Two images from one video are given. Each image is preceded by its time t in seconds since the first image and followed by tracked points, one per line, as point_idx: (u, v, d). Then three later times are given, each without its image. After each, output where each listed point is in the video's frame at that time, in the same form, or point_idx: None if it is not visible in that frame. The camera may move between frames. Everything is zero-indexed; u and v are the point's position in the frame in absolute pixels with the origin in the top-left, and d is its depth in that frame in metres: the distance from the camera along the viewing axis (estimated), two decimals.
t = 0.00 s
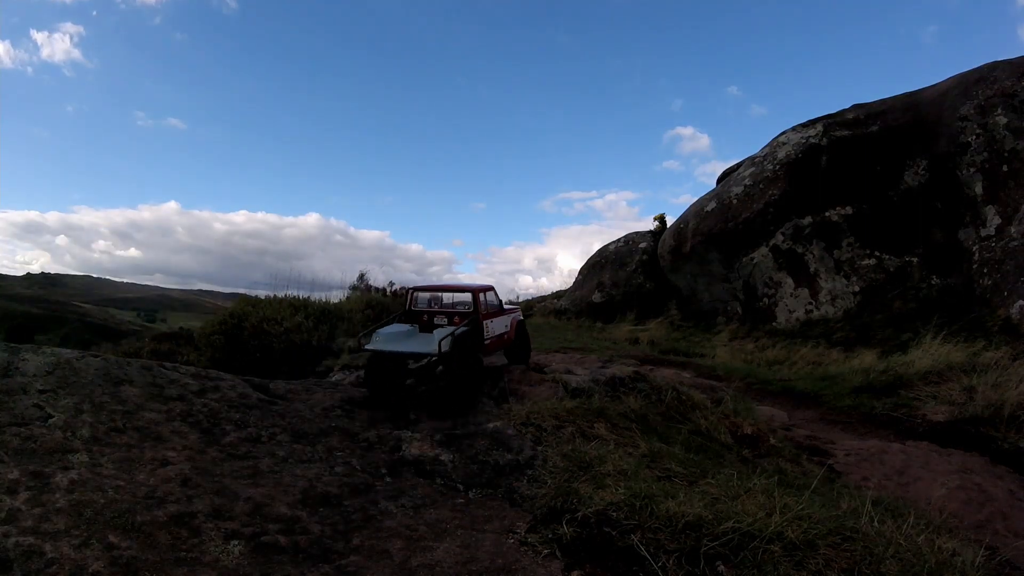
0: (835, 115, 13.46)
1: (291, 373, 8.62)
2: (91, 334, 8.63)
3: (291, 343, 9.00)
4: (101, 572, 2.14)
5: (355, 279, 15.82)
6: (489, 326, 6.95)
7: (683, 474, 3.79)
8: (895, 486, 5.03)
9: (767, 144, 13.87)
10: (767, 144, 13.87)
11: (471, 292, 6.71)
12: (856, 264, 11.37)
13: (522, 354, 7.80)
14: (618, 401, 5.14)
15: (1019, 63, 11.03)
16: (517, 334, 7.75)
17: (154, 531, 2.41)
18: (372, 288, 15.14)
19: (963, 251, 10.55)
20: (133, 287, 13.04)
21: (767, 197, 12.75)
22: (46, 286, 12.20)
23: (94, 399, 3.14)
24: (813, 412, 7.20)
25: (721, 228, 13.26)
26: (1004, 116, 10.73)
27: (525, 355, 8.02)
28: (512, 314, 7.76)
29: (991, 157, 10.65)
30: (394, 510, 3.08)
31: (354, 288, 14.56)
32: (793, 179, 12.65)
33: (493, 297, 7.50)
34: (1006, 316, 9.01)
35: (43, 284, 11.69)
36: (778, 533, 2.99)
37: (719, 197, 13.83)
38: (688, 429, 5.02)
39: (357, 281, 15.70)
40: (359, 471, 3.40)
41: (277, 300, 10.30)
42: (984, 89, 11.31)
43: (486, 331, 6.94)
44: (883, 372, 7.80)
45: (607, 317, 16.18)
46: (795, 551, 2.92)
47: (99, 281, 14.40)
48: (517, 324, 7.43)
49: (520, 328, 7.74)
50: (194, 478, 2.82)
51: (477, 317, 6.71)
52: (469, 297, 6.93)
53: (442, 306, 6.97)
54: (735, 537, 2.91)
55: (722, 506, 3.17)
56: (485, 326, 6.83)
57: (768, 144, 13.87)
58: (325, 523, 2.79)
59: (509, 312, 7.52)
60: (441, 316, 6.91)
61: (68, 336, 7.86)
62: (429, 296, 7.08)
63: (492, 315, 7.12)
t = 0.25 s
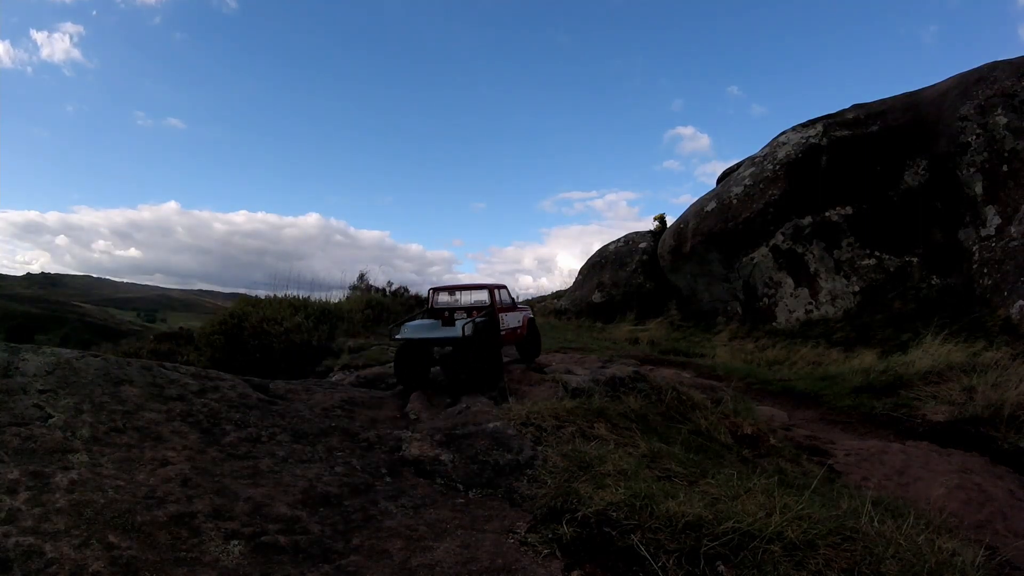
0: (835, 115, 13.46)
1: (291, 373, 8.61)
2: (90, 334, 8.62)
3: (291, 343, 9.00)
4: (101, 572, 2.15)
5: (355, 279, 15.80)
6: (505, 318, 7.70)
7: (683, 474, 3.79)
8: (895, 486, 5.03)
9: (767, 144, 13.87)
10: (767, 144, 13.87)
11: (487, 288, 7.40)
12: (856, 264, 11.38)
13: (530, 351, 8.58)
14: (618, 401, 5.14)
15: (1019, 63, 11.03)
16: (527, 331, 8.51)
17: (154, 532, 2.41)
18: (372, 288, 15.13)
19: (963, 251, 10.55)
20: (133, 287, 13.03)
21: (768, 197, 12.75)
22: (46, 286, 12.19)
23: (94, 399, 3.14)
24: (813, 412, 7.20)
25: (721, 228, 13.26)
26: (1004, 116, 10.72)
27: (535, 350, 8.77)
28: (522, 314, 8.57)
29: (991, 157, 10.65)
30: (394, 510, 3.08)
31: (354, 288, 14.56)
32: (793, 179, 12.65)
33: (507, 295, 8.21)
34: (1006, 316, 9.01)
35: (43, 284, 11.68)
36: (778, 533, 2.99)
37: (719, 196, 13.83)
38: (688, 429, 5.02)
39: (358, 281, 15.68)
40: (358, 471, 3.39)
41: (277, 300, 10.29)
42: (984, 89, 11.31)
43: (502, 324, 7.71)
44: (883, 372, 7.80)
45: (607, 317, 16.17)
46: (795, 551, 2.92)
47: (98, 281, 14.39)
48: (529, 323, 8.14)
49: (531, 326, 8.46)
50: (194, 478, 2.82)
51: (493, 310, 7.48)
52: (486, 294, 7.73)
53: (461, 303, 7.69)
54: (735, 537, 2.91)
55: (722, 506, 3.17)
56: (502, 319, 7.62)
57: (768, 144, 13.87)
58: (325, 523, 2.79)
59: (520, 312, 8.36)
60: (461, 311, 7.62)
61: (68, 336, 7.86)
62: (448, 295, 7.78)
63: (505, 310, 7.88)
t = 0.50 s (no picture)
0: (836, 115, 13.46)
1: (291, 373, 8.60)
2: (90, 334, 8.62)
3: (291, 343, 8.99)
4: (101, 572, 2.15)
5: (355, 279, 15.80)
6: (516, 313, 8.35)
7: (683, 474, 3.79)
8: (895, 486, 5.03)
9: (767, 144, 13.87)
10: (767, 144, 13.87)
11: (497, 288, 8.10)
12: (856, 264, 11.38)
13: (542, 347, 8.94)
14: (618, 401, 5.14)
15: (1019, 63, 11.03)
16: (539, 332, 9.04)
17: (154, 532, 2.41)
18: (372, 288, 15.13)
19: (963, 251, 10.55)
20: (133, 287, 13.03)
21: (768, 197, 12.75)
22: (46, 286, 12.19)
23: (94, 399, 3.14)
24: (813, 412, 7.20)
25: (721, 228, 13.26)
26: (1004, 116, 10.72)
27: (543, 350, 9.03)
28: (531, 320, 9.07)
29: (991, 157, 10.65)
30: (394, 510, 3.08)
31: (355, 288, 14.57)
32: (793, 179, 12.65)
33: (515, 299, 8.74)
34: (1006, 316, 9.01)
35: (43, 284, 11.68)
36: (778, 533, 2.99)
37: (719, 197, 13.83)
38: (688, 429, 5.02)
39: (358, 281, 15.69)
40: (358, 471, 3.39)
41: (277, 300, 10.29)
42: (984, 89, 11.31)
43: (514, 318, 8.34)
44: (883, 372, 7.80)
45: (608, 317, 16.17)
46: (795, 551, 2.93)
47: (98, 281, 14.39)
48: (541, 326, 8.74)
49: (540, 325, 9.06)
50: (194, 478, 2.82)
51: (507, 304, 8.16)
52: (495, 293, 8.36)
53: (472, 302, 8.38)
54: (735, 537, 2.91)
55: (722, 506, 3.17)
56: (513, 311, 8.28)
57: (768, 144, 13.87)
58: (325, 523, 2.79)
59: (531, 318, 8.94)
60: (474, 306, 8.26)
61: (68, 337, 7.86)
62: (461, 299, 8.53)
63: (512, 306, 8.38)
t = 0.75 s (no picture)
0: (836, 115, 13.46)
1: (291, 373, 8.60)
2: (90, 334, 8.62)
3: (290, 343, 8.99)
4: (101, 572, 2.15)
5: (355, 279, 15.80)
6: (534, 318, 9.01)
7: (682, 474, 3.79)
8: (895, 486, 5.03)
9: (767, 144, 13.88)
10: (767, 144, 13.88)
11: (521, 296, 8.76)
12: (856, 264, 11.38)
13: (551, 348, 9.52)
14: (618, 401, 5.14)
15: (1019, 63, 11.03)
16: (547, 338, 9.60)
17: (154, 531, 2.41)
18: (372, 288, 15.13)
19: (963, 251, 10.55)
20: (133, 287, 13.02)
21: (768, 197, 12.76)
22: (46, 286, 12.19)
23: (94, 399, 3.14)
24: (813, 412, 7.21)
25: (721, 228, 13.26)
26: (1004, 115, 10.72)
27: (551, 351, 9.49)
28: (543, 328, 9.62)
29: (991, 157, 10.65)
30: (394, 510, 3.08)
31: (355, 288, 14.57)
32: (793, 179, 12.65)
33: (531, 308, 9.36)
34: (1006, 316, 9.00)
35: (43, 284, 11.68)
36: (778, 533, 2.99)
37: (719, 197, 13.83)
38: (688, 429, 5.01)
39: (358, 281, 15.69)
40: (358, 471, 3.39)
41: (277, 300, 10.30)
42: (984, 89, 11.32)
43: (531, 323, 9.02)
44: (883, 372, 7.80)
45: (607, 317, 16.17)
46: (795, 551, 2.93)
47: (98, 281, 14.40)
48: (554, 333, 9.31)
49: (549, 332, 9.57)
50: (194, 478, 2.81)
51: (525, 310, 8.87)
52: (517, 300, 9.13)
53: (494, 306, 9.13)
54: (735, 537, 2.91)
55: (722, 506, 3.17)
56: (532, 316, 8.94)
57: (768, 144, 13.88)
58: (325, 523, 2.79)
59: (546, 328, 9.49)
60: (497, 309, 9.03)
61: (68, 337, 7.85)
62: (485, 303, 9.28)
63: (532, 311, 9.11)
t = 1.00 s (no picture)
0: (836, 115, 13.46)
1: (290, 372, 8.60)
2: (90, 334, 8.62)
3: (290, 343, 9.00)
4: (101, 572, 2.15)
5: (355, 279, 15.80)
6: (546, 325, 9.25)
7: (682, 474, 3.79)
8: (894, 486, 5.03)
9: (767, 144, 13.88)
10: (767, 144, 13.88)
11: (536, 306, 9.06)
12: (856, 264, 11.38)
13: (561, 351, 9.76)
14: (618, 401, 5.14)
15: (1019, 63, 11.03)
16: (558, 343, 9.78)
17: (154, 531, 2.41)
18: (372, 288, 15.12)
19: (963, 251, 10.55)
20: (133, 287, 13.02)
21: (768, 197, 12.76)
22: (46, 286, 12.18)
23: (94, 399, 3.14)
24: (813, 412, 7.21)
25: (720, 228, 13.27)
26: (1004, 115, 10.72)
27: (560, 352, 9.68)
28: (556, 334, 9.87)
29: (991, 157, 10.65)
30: (394, 510, 3.08)
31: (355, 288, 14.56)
32: (793, 179, 12.66)
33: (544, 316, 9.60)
34: (1006, 316, 9.00)
35: (43, 284, 11.68)
36: (778, 533, 2.99)
37: (719, 197, 13.84)
38: (688, 429, 5.01)
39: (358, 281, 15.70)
40: (358, 471, 3.39)
41: (277, 300, 10.30)
42: (984, 89, 11.32)
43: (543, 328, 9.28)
44: (883, 372, 7.80)
45: (607, 317, 16.17)
46: (795, 551, 2.93)
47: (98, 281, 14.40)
48: (564, 338, 9.67)
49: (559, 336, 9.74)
50: (194, 478, 2.81)
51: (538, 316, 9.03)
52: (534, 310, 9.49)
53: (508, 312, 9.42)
54: (735, 537, 2.91)
55: (722, 506, 3.17)
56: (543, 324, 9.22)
57: (768, 144, 13.88)
58: (325, 523, 2.79)
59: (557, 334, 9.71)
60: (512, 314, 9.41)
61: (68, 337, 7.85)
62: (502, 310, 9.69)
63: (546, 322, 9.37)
